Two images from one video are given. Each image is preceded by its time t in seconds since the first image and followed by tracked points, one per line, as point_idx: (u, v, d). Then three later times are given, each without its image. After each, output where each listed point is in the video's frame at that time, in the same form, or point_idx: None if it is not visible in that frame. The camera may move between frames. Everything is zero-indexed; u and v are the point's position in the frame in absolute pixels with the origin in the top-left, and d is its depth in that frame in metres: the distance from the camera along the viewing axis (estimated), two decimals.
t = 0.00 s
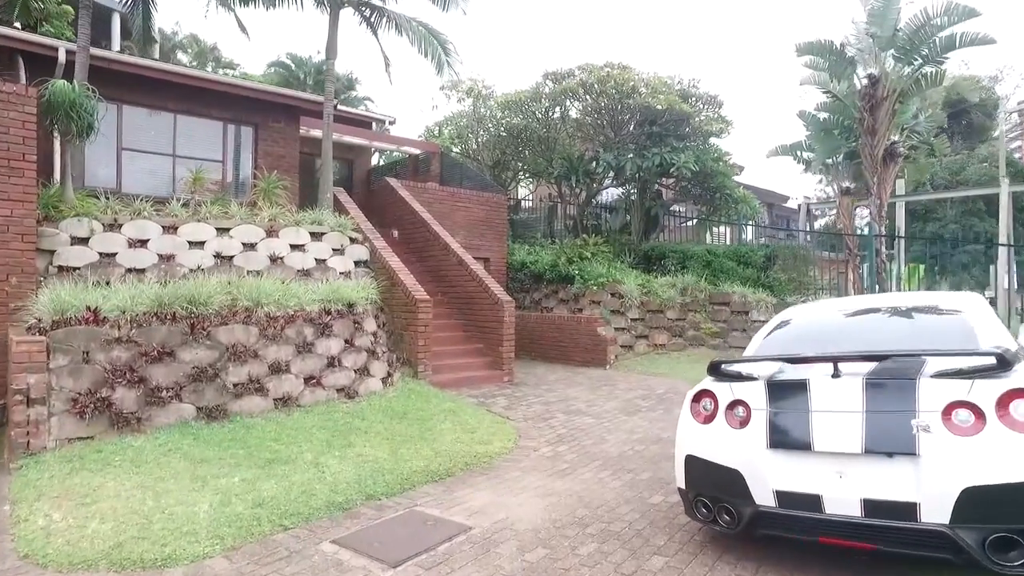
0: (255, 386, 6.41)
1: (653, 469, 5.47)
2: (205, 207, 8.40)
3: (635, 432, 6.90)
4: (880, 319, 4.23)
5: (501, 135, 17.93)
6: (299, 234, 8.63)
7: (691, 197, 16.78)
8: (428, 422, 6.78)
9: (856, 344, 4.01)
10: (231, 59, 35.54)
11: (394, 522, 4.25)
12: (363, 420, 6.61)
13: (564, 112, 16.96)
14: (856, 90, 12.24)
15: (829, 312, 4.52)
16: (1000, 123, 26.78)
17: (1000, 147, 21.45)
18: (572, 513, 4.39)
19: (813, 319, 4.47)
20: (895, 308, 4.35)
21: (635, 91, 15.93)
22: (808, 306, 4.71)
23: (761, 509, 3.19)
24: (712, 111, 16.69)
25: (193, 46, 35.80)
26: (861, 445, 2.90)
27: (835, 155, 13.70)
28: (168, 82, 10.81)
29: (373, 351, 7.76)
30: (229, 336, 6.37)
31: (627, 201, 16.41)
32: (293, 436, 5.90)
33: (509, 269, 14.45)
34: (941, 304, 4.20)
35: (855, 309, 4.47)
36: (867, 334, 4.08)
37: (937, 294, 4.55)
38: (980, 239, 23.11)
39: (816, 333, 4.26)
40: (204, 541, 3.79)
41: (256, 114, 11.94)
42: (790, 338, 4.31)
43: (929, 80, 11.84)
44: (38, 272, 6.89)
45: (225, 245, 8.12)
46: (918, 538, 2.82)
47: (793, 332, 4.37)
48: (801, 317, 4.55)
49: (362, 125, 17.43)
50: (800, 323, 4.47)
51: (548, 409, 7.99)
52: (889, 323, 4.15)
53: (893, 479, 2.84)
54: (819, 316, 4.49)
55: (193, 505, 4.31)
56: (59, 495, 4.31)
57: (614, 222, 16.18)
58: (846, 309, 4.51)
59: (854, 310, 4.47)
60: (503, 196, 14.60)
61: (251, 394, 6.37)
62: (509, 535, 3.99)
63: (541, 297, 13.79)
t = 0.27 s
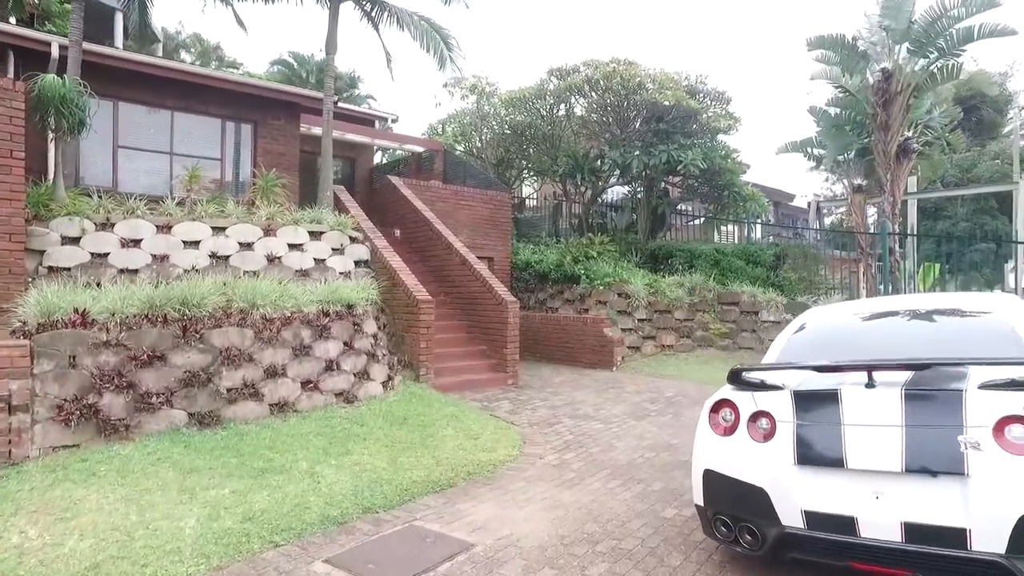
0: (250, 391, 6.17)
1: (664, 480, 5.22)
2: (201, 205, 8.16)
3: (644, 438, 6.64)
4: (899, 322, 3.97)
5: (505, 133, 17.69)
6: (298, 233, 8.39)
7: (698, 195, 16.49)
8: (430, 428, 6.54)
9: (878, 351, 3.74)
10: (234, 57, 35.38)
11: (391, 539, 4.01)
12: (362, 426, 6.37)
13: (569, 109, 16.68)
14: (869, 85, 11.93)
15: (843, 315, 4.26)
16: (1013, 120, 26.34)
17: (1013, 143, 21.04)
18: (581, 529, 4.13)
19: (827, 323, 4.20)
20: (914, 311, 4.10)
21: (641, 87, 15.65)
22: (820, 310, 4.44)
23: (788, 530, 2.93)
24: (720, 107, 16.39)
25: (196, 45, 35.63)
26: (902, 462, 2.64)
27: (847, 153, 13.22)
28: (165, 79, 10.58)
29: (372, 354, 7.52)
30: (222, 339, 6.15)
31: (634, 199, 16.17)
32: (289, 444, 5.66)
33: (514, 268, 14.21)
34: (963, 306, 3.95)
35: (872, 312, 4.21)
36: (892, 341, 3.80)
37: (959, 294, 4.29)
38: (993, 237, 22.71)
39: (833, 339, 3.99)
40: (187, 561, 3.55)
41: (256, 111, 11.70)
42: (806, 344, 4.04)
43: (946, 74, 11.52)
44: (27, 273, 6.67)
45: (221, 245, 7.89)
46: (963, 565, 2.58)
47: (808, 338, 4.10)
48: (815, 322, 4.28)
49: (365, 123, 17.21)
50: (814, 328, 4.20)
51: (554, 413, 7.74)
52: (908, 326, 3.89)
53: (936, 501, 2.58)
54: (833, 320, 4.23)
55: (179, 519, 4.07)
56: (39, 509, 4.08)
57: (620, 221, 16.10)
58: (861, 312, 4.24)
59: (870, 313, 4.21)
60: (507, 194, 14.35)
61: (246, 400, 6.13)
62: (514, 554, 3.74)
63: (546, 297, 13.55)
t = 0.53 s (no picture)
0: (242, 395, 5.93)
1: (675, 490, 4.95)
2: (196, 203, 7.93)
3: (653, 444, 6.37)
4: (919, 325, 3.68)
5: (509, 130, 17.43)
6: (295, 232, 8.16)
7: (705, 192, 16.18)
8: (430, 434, 6.29)
9: (904, 355, 3.44)
10: (237, 57, 35.25)
11: (385, 556, 3.75)
12: (359, 432, 6.12)
13: (574, 106, 16.42)
14: (882, 78, 11.63)
15: (859, 317, 3.97)
16: None
17: None
18: (588, 545, 3.88)
19: (842, 327, 3.91)
20: (934, 313, 3.82)
21: (648, 82, 15.37)
22: (832, 312, 4.15)
23: (816, 554, 2.66)
24: (727, 103, 16.10)
25: (200, 44, 35.52)
26: (948, 481, 2.39)
27: (858, 148, 13.05)
28: (161, 74, 10.34)
29: (371, 356, 7.28)
30: (214, 341, 5.92)
31: (640, 197, 15.96)
32: (283, 451, 5.42)
33: (518, 268, 13.96)
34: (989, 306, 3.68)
35: (889, 314, 3.92)
36: (919, 346, 3.49)
37: (977, 295, 4.04)
38: (1006, 235, 22.29)
39: (851, 344, 3.69)
40: None
41: (254, 108, 11.46)
42: (823, 349, 3.74)
43: (963, 67, 11.19)
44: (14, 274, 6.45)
45: (216, 243, 7.63)
46: None
47: (825, 342, 3.80)
48: (829, 325, 3.98)
49: (368, 121, 16.99)
50: (829, 332, 3.90)
51: (559, 417, 7.48)
52: (931, 329, 3.61)
53: (986, 523, 2.33)
54: (848, 323, 3.93)
55: (160, 534, 3.82)
56: (12, 523, 3.84)
57: (626, 220, 15.85)
58: (879, 314, 3.94)
59: (888, 315, 3.92)
60: (512, 192, 14.10)
61: (238, 404, 5.88)
62: (516, 573, 3.48)
63: (551, 297, 13.26)
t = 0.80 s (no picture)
0: (234, 399, 5.69)
1: (685, 501, 4.69)
2: (190, 201, 7.72)
3: (661, 450, 6.11)
4: (940, 328, 3.40)
5: (514, 128, 17.19)
6: (292, 230, 7.93)
7: (713, 190, 15.86)
8: (430, 439, 6.05)
9: (930, 361, 3.15)
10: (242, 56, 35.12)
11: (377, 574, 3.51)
12: (356, 439, 5.87)
13: (580, 103, 16.16)
14: (897, 72, 11.32)
15: (875, 321, 3.68)
16: None
17: None
18: (593, 563, 3.63)
19: (856, 330, 3.62)
20: (955, 315, 3.54)
21: (655, 78, 15.07)
22: (845, 316, 3.85)
23: None
24: (736, 100, 15.81)
25: (204, 43, 35.41)
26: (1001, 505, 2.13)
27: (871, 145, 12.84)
28: (158, 69, 10.14)
29: (369, 358, 7.04)
30: (205, 342, 5.70)
31: (647, 196, 15.68)
32: (275, 458, 5.18)
33: (523, 267, 13.74)
34: (1016, 309, 3.41)
35: (907, 317, 3.63)
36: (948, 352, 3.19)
37: (994, 297, 3.80)
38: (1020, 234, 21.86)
39: (868, 349, 3.41)
40: None
41: (253, 104, 11.24)
42: (839, 355, 3.45)
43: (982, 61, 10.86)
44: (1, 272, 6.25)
45: (210, 242, 7.37)
46: None
47: (840, 347, 3.51)
48: (843, 330, 3.68)
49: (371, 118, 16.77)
50: (844, 337, 3.60)
51: (563, 422, 7.22)
52: (954, 333, 3.32)
53: None
54: (862, 327, 3.64)
55: (138, 549, 3.59)
56: None
57: (633, 219, 15.48)
58: (895, 318, 3.66)
59: (905, 318, 3.63)
60: (516, 190, 13.86)
61: (230, 408, 5.65)
62: None
63: (556, 297, 13.00)
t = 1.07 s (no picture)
0: (228, 404, 5.46)
1: (701, 516, 4.41)
2: (188, 199, 7.51)
3: (674, 459, 5.82)
4: (970, 334, 3.11)
5: (522, 126, 16.93)
6: (292, 229, 7.71)
7: (726, 188, 15.50)
8: (432, 446, 5.79)
9: (967, 372, 2.84)
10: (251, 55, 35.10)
11: None
12: (355, 446, 5.63)
13: (589, 100, 15.88)
14: (918, 65, 10.95)
15: (897, 326, 3.38)
16: None
17: None
18: None
19: (878, 336, 3.31)
20: (984, 320, 3.25)
21: (666, 73, 14.74)
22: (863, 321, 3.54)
23: None
24: (749, 95, 15.47)
25: (214, 43, 35.43)
26: None
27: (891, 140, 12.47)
28: (158, 65, 9.97)
29: (370, 361, 6.80)
30: (199, 346, 5.49)
31: (657, 194, 15.37)
32: (269, 467, 4.95)
33: (531, 267, 13.50)
34: None
35: (933, 322, 3.33)
36: (985, 361, 2.89)
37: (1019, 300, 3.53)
38: None
39: (894, 355, 3.10)
40: None
41: (256, 101, 11.05)
42: (863, 362, 3.14)
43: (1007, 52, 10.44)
44: None
45: (208, 241, 7.15)
46: None
47: (864, 353, 3.20)
48: (863, 338, 3.37)
49: (378, 116, 16.55)
50: (866, 345, 3.28)
51: (571, 427, 6.95)
52: (987, 339, 3.03)
53: None
54: (884, 333, 3.34)
55: (116, 569, 3.36)
56: None
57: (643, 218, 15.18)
58: (920, 323, 3.35)
59: (930, 323, 3.33)
60: (524, 188, 13.60)
61: (224, 414, 5.42)
62: None
63: (565, 297, 12.72)
